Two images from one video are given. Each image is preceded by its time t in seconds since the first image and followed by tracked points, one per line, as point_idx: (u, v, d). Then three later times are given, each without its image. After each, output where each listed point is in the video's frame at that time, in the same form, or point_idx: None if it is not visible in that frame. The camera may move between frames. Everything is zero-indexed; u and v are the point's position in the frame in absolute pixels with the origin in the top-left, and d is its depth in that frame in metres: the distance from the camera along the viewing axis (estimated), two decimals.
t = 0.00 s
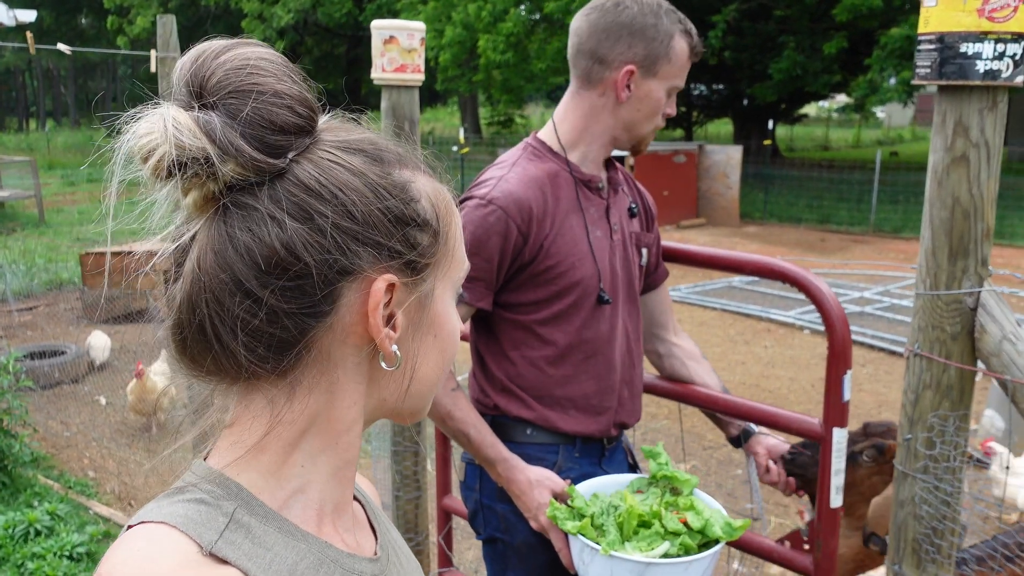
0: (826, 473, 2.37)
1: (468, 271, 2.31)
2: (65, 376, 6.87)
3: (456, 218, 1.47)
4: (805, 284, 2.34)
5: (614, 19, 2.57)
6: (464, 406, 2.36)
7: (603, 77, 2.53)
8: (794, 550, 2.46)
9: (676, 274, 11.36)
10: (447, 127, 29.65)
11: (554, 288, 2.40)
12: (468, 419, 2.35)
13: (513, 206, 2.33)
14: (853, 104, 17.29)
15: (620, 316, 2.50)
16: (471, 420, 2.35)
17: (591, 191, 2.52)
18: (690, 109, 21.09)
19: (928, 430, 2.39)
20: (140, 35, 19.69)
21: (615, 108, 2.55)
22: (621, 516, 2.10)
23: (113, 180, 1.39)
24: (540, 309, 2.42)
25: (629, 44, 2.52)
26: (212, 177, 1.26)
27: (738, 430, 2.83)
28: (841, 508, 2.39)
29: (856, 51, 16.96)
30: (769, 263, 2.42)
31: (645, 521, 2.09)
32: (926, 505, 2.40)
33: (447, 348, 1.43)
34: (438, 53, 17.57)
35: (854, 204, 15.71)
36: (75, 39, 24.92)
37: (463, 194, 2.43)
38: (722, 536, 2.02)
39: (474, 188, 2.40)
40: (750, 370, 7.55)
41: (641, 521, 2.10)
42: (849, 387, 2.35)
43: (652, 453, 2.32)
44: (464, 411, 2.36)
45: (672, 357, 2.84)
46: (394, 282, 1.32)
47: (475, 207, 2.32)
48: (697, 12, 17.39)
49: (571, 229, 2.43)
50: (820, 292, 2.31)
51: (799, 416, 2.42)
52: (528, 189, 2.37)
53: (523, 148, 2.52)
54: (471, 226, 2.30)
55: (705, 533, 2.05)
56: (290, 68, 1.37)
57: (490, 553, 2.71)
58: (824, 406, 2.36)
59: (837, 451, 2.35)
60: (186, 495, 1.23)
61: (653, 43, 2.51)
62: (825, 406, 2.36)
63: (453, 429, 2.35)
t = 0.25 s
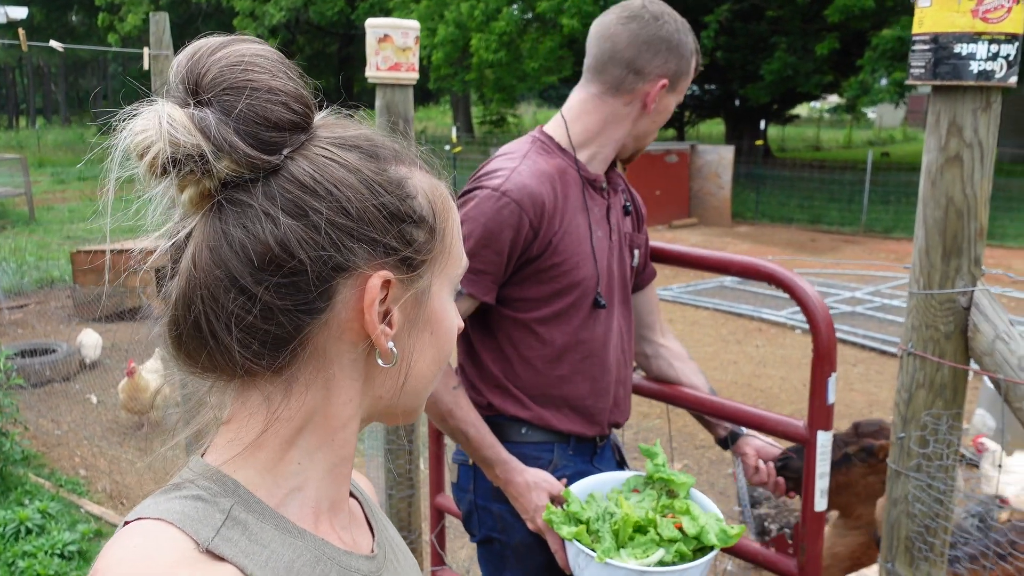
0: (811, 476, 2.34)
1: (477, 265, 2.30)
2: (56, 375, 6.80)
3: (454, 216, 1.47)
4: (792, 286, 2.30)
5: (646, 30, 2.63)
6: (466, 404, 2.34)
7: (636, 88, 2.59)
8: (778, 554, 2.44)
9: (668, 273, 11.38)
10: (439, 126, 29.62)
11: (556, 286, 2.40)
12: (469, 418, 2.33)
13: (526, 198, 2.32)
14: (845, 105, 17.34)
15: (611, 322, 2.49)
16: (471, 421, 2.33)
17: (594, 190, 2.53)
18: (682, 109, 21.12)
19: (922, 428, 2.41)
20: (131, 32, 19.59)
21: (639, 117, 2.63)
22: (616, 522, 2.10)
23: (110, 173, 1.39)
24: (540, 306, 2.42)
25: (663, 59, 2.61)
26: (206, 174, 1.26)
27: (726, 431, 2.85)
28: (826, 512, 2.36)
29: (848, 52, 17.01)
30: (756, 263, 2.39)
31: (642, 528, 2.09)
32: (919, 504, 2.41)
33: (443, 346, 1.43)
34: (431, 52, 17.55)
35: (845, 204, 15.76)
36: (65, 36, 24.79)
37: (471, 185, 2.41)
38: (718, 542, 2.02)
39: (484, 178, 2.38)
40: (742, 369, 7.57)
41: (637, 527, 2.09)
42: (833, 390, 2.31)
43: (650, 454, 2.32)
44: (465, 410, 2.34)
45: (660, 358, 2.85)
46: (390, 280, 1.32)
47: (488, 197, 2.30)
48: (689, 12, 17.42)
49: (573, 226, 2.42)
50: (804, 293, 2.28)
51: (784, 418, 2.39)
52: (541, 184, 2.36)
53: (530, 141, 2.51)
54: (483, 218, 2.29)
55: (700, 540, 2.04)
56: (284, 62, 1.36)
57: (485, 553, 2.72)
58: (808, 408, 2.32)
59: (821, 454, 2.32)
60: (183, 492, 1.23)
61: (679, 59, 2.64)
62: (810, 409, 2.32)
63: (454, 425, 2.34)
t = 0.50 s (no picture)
0: (796, 475, 2.35)
1: (508, 256, 2.26)
2: (45, 373, 6.70)
3: (448, 203, 1.47)
4: (777, 285, 2.31)
5: (668, 48, 2.72)
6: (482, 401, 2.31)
7: (656, 101, 2.65)
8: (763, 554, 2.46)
9: (658, 273, 11.41)
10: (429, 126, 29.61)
11: (572, 282, 2.40)
12: (484, 417, 2.31)
13: (567, 191, 2.30)
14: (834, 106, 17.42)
15: (610, 321, 2.55)
16: (484, 421, 2.31)
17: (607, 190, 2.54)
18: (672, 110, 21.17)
19: (911, 425, 2.43)
20: (121, 29, 19.49)
21: (654, 128, 2.71)
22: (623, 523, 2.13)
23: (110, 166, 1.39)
24: (553, 302, 2.40)
25: (681, 77, 2.71)
26: (198, 164, 1.27)
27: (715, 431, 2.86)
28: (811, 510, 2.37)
29: (837, 53, 17.09)
30: (742, 262, 2.40)
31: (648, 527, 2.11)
32: (908, 499, 2.43)
33: (437, 337, 1.42)
34: (422, 52, 17.55)
35: (834, 205, 15.84)
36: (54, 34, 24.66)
37: (503, 173, 2.34)
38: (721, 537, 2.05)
39: (524, 165, 2.32)
40: (731, 369, 7.61)
41: (645, 527, 2.12)
42: (818, 388, 2.32)
43: (644, 450, 2.34)
44: (481, 408, 2.31)
45: (649, 357, 2.86)
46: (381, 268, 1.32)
47: (530, 186, 2.26)
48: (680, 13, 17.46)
49: (596, 224, 2.43)
50: (790, 292, 2.29)
51: (770, 417, 2.40)
52: (579, 177, 2.35)
53: (552, 135, 2.48)
54: (522, 207, 2.24)
55: (703, 536, 2.08)
56: (279, 57, 1.36)
57: (479, 552, 2.72)
58: (793, 406, 2.34)
59: (807, 453, 2.33)
60: (183, 482, 1.23)
61: (691, 78, 2.76)
62: (795, 407, 2.34)
63: (467, 425, 2.30)
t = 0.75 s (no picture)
0: (788, 474, 2.35)
1: (520, 253, 2.23)
2: (35, 374, 6.75)
3: (431, 194, 1.37)
4: (771, 285, 2.31)
5: (682, 63, 2.73)
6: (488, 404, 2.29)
7: (664, 114, 2.65)
8: (757, 553, 2.47)
9: (649, 275, 11.43)
10: (420, 127, 29.56)
11: (575, 286, 2.39)
12: (490, 420, 2.29)
13: (584, 194, 2.29)
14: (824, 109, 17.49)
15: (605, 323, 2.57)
16: (489, 423, 2.29)
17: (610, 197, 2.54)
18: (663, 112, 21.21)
19: (901, 425, 2.44)
20: (111, 29, 19.42)
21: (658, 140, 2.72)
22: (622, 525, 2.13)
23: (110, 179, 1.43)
24: (557, 305, 2.40)
25: (688, 91, 2.72)
26: (172, 164, 1.29)
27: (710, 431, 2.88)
28: (804, 509, 2.37)
29: (827, 55, 17.16)
30: (735, 261, 2.40)
31: (649, 530, 2.12)
32: (898, 499, 2.44)
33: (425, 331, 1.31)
34: (413, 53, 17.54)
35: (824, 207, 15.90)
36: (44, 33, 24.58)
37: (523, 171, 2.31)
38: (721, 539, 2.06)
39: (540, 167, 2.31)
40: (722, 371, 7.63)
41: (645, 530, 2.12)
42: (811, 388, 2.33)
43: (634, 454, 2.33)
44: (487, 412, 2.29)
45: (642, 358, 2.86)
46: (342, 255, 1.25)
47: (550, 187, 2.25)
48: (671, 15, 17.51)
49: (604, 228, 2.44)
50: (784, 292, 2.30)
51: (764, 416, 2.41)
52: (593, 182, 2.35)
53: (564, 138, 2.47)
54: (545, 209, 2.23)
55: (700, 538, 2.08)
56: (263, 62, 1.36)
57: (472, 554, 2.73)
58: (787, 407, 2.35)
59: (800, 452, 2.33)
60: (175, 481, 1.23)
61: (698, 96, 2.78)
62: (788, 407, 2.35)
63: (475, 427, 2.27)
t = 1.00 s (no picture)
0: (779, 475, 2.36)
1: (518, 253, 2.22)
2: (23, 378, 6.73)
3: (363, 179, 1.27)
4: (762, 287, 2.33)
5: (677, 74, 2.75)
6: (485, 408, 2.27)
7: (658, 122, 2.66)
8: (747, 554, 2.47)
9: (640, 278, 11.44)
10: (412, 130, 29.54)
11: (569, 290, 2.39)
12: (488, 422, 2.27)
13: (583, 197, 2.29)
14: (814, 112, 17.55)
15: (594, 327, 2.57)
16: (487, 425, 2.27)
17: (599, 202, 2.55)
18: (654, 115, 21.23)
19: (890, 426, 2.44)
20: (101, 32, 19.34)
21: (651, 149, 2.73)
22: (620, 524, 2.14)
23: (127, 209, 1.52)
24: (551, 309, 2.40)
25: (682, 100, 2.74)
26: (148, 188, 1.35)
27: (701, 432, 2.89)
28: (794, 510, 2.38)
29: (817, 59, 17.22)
30: (723, 263, 2.40)
31: (647, 528, 2.13)
32: (886, 500, 2.45)
33: (363, 325, 1.22)
34: (404, 56, 17.52)
35: (815, 209, 15.95)
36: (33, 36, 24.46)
37: (519, 173, 2.30)
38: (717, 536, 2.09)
39: (539, 168, 2.31)
40: (713, 373, 7.64)
41: (643, 528, 2.13)
42: (802, 389, 2.34)
43: (629, 455, 2.33)
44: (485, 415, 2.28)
45: (631, 360, 2.85)
46: (244, 255, 1.21)
47: (550, 188, 2.25)
48: (662, 19, 17.53)
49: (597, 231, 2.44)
50: (775, 294, 2.31)
51: (755, 417, 2.41)
52: (591, 186, 2.35)
53: (560, 141, 2.47)
54: (544, 213, 2.23)
55: (696, 536, 2.10)
56: (257, 86, 1.40)
57: (465, 557, 2.72)
58: (777, 408, 2.35)
59: (790, 452, 2.34)
60: (160, 482, 1.22)
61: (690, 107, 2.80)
62: (778, 409, 2.35)
63: (473, 431, 2.26)
